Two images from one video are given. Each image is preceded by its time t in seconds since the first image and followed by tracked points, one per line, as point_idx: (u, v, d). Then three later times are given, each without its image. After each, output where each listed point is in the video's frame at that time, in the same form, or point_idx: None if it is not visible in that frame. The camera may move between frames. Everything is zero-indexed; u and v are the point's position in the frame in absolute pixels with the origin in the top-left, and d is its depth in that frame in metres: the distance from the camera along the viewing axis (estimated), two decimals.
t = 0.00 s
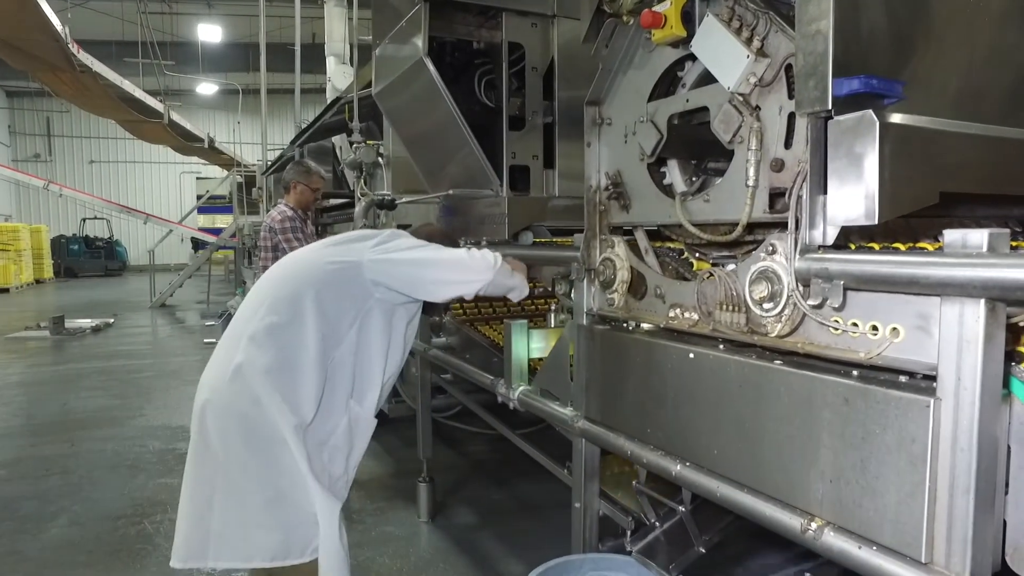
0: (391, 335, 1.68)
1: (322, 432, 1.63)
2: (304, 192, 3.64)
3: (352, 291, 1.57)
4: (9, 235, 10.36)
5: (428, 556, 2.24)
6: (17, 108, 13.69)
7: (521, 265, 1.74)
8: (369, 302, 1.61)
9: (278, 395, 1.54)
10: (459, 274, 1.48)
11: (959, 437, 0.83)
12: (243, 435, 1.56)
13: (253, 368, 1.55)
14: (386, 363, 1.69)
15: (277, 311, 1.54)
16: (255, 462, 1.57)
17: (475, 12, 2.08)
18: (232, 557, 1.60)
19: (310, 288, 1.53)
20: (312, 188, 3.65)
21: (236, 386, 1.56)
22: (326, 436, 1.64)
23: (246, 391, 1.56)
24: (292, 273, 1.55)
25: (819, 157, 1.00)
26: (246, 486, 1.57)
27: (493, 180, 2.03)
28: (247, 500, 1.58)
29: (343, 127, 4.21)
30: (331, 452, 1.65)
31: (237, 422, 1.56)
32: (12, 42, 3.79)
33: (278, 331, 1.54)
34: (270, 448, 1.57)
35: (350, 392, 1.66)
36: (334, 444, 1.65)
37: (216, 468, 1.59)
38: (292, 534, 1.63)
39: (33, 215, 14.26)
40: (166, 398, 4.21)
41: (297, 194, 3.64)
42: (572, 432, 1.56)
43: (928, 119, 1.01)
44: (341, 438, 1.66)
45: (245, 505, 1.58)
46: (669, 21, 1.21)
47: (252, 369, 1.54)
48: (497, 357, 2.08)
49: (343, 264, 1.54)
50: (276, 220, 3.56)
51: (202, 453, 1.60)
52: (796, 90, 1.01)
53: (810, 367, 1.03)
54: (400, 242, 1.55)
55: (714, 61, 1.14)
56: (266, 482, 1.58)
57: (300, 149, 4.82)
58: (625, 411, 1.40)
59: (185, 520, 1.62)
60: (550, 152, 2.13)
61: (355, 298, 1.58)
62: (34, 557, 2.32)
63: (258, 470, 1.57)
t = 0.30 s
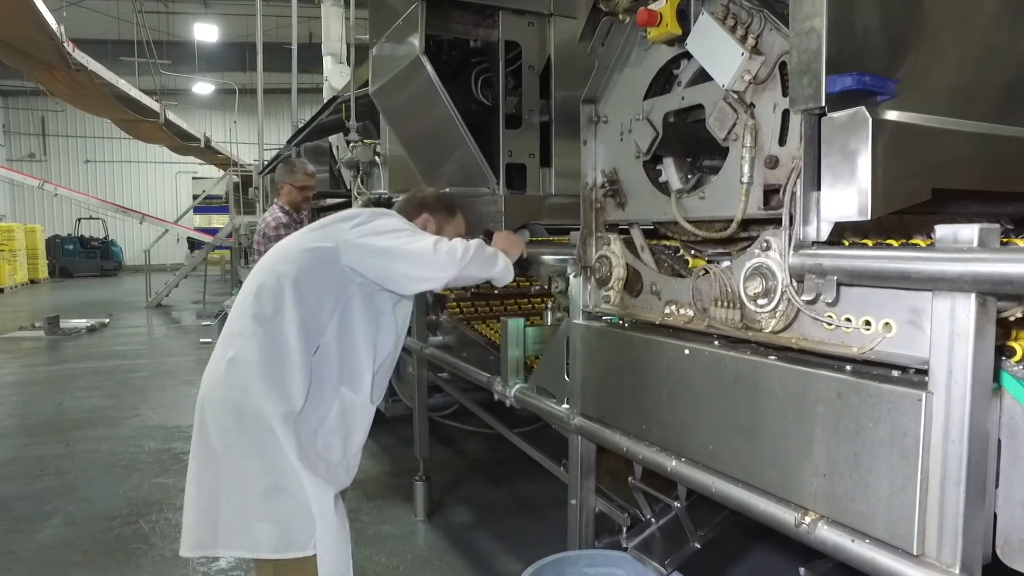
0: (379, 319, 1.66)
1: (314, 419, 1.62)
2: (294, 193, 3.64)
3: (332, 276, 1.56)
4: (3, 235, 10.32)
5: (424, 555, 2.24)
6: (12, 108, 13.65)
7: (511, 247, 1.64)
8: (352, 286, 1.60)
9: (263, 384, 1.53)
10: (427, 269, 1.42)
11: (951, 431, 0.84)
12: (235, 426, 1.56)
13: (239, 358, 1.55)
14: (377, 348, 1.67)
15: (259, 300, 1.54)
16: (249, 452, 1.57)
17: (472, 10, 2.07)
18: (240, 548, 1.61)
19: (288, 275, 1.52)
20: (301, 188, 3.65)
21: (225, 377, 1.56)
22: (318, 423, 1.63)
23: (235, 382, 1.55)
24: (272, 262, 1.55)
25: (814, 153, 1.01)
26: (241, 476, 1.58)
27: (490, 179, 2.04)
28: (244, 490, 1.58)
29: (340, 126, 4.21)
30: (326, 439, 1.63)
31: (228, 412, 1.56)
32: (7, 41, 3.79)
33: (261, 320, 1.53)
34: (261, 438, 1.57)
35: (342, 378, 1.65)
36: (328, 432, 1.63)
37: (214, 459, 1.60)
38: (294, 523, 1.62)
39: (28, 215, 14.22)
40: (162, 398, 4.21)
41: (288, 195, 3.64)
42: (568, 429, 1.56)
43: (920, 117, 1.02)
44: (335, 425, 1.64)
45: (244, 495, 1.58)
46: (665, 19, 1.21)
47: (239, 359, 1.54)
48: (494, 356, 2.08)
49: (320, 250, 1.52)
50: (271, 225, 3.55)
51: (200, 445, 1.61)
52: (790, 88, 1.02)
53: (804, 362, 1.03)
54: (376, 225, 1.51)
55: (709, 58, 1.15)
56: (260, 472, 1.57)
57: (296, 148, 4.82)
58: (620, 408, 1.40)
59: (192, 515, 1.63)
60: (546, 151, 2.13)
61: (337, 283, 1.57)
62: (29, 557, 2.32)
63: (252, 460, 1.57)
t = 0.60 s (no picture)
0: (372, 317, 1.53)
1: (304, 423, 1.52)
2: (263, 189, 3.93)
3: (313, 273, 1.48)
4: None
5: (420, 553, 2.25)
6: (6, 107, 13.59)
7: (503, 247, 1.45)
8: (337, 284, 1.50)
9: (245, 387, 1.48)
10: (393, 290, 1.34)
11: (937, 425, 0.85)
12: (224, 430, 1.52)
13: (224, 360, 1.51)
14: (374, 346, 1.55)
15: (241, 301, 1.48)
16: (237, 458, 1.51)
17: (467, 10, 2.08)
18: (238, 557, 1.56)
19: (266, 274, 1.46)
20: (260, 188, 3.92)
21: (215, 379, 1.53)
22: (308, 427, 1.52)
23: (222, 386, 1.51)
24: (254, 261, 1.49)
25: (804, 151, 1.02)
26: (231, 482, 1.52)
27: (485, 178, 2.07)
28: (234, 497, 1.52)
29: (336, 125, 4.21)
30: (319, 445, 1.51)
31: (218, 415, 1.52)
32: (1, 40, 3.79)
33: (244, 321, 1.47)
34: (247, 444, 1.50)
35: (335, 378, 1.53)
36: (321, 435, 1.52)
37: (208, 464, 1.56)
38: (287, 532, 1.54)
39: (21, 215, 14.16)
40: (158, 397, 4.21)
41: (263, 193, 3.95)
42: (562, 427, 1.57)
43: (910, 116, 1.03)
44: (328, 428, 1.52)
45: (235, 502, 1.52)
46: (658, 19, 1.22)
47: (224, 362, 1.50)
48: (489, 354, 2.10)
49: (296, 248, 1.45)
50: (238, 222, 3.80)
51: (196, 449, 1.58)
52: (780, 87, 1.04)
53: (795, 358, 1.05)
54: (351, 221, 1.41)
55: (701, 57, 1.16)
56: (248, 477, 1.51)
57: (292, 148, 4.83)
58: (614, 406, 1.41)
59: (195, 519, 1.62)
60: (541, 150, 2.13)
61: (320, 281, 1.49)
62: (24, 555, 2.32)
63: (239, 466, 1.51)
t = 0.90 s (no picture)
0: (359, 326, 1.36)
1: (292, 453, 1.34)
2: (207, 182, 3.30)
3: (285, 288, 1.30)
4: None
5: (413, 550, 2.26)
6: None
7: (502, 254, 1.30)
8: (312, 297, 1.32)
9: (219, 422, 1.32)
10: (371, 319, 1.18)
11: (917, 418, 0.88)
12: (204, 468, 1.36)
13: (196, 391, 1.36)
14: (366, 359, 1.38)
15: (211, 324, 1.33)
16: (219, 500, 1.35)
17: (459, 12, 2.10)
18: None
19: (229, 294, 1.29)
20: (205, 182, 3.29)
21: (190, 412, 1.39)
22: (297, 458, 1.34)
23: (197, 419, 1.36)
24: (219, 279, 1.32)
25: (790, 152, 1.03)
26: (218, 526, 1.36)
27: (477, 178, 2.06)
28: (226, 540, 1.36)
29: (329, 126, 4.23)
30: (313, 475, 1.35)
31: (197, 451, 1.38)
32: None
33: (214, 346, 1.32)
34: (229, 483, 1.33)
35: (324, 398, 1.35)
36: (315, 463, 1.35)
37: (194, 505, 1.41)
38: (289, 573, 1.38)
39: (12, 214, 14.09)
40: (150, 396, 4.19)
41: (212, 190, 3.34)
42: (553, 423, 1.59)
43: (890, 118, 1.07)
44: (321, 454, 1.35)
45: (224, 547, 1.36)
46: (647, 22, 1.24)
47: (197, 393, 1.35)
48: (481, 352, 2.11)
49: (258, 263, 1.26)
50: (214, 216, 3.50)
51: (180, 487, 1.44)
52: (766, 90, 1.05)
53: (780, 355, 1.07)
54: (315, 231, 1.21)
55: (689, 61, 1.18)
56: (234, 521, 1.34)
57: (285, 148, 4.83)
58: (604, 403, 1.43)
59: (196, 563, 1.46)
60: (533, 151, 2.16)
61: (292, 296, 1.30)
62: (16, 553, 2.32)
63: (222, 508, 1.35)
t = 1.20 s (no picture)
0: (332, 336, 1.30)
1: (270, 474, 1.28)
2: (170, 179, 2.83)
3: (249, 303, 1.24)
4: None
5: (401, 546, 2.28)
6: None
7: (501, 266, 1.26)
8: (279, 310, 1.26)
9: (190, 448, 1.27)
10: (339, 340, 1.12)
11: (890, 413, 0.91)
12: (181, 496, 1.32)
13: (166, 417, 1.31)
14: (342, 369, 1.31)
15: (177, 346, 1.28)
16: (198, 528, 1.30)
17: (448, 16, 2.13)
18: None
19: (193, 314, 1.25)
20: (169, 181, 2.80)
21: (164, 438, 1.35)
22: (276, 479, 1.28)
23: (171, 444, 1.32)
24: (183, 299, 1.28)
25: (769, 157, 1.07)
26: (199, 555, 1.31)
27: (466, 179, 2.09)
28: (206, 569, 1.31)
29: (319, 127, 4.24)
30: (295, 494, 1.29)
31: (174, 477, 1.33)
32: None
33: (181, 369, 1.28)
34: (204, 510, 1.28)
35: (295, 416, 1.28)
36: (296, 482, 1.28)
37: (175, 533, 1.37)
38: None
39: None
40: (137, 395, 4.18)
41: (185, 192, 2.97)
42: (540, 421, 1.61)
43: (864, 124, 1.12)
44: (301, 471, 1.29)
45: None
46: (631, 29, 1.27)
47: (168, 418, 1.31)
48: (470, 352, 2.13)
49: (217, 280, 1.21)
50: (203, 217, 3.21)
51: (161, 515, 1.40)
52: (747, 96, 1.08)
53: (760, 352, 1.11)
54: (268, 244, 1.13)
55: (671, 66, 1.21)
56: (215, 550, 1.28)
57: (275, 148, 4.83)
58: (591, 401, 1.46)
59: None
60: (521, 153, 2.18)
61: (258, 310, 1.24)
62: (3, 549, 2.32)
63: (201, 537, 1.29)
